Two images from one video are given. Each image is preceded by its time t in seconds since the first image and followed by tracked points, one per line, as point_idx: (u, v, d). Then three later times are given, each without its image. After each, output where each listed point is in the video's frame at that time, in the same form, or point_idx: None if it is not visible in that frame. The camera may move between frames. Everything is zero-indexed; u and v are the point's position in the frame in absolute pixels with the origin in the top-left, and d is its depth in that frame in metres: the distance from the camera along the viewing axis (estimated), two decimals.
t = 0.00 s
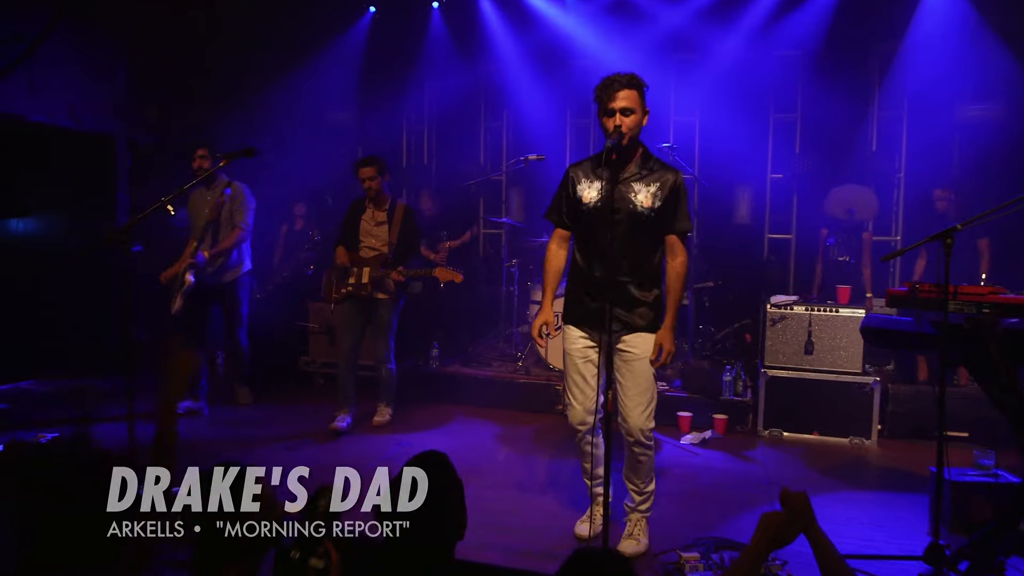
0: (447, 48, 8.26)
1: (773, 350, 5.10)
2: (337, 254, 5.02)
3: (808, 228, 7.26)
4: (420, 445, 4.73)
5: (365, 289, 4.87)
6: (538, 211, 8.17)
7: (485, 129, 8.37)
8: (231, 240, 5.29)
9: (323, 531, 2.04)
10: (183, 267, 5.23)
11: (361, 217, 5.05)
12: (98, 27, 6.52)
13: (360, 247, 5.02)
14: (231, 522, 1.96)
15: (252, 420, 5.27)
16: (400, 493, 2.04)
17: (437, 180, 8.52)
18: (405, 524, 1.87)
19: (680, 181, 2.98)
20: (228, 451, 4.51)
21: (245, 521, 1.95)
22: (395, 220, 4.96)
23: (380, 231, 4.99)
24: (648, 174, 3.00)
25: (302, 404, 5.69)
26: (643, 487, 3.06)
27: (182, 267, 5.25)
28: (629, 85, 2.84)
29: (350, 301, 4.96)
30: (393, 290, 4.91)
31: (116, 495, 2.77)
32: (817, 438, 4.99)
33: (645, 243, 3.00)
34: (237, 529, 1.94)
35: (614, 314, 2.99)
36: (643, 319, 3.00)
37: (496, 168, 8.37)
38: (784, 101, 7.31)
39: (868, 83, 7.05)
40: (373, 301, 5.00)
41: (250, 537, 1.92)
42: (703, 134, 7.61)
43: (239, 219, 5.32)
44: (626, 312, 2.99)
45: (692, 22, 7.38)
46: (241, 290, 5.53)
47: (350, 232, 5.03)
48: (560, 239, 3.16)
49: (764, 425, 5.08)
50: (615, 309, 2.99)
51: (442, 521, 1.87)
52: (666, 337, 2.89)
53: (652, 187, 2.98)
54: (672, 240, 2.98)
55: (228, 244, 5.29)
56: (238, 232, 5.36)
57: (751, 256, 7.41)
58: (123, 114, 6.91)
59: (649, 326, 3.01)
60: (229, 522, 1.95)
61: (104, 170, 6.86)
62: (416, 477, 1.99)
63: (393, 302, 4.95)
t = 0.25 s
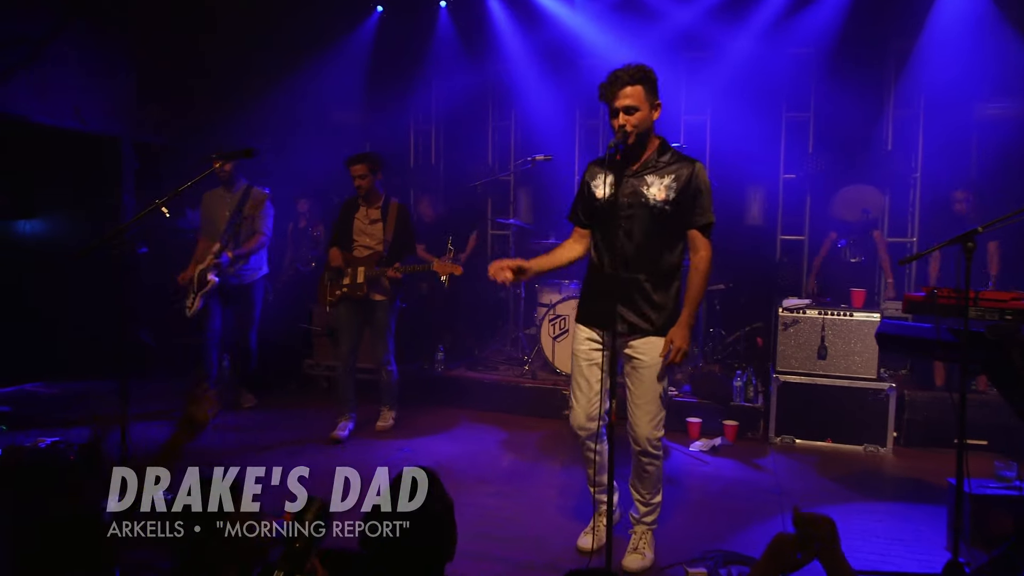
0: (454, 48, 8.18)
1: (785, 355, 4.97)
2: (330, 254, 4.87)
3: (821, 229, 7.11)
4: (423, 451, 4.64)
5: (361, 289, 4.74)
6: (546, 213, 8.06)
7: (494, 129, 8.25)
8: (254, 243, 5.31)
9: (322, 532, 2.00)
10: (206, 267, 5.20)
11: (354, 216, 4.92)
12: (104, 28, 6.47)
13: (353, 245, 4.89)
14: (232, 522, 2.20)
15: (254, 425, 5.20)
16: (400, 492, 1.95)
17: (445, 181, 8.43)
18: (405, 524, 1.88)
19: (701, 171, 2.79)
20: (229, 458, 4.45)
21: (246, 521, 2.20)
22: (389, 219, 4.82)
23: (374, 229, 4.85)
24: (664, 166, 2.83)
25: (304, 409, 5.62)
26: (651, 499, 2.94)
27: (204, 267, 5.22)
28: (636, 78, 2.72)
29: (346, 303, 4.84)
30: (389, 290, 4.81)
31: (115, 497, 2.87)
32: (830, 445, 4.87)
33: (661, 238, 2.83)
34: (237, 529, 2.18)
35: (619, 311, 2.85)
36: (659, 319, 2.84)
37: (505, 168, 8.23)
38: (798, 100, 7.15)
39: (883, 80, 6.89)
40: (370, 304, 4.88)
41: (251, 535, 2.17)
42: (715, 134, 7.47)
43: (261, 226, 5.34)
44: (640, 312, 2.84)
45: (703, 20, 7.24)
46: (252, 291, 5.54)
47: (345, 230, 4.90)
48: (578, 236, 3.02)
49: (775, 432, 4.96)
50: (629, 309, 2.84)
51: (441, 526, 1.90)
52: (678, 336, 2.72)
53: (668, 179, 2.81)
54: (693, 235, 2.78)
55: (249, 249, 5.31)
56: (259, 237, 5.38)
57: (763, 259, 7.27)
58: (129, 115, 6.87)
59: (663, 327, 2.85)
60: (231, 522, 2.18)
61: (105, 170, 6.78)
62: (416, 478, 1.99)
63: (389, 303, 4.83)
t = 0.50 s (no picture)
0: (461, 49, 8.13)
1: (796, 362, 4.85)
2: (322, 261, 4.74)
3: (833, 232, 7.01)
4: (425, 459, 4.56)
5: (353, 295, 4.58)
6: (554, 215, 7.94)
7: (502, 130, 8.23)
8: (266, 240, 5.32)
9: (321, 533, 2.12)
10: (221, 264, 5.17)
11: (345, 221, 4.78)
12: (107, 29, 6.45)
13: (345, 251, 4.75)
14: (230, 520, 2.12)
15: (254, 431, 5.14)
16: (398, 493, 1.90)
17: (453, 182, 8.39)
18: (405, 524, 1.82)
19: (715, 169, 2.65)
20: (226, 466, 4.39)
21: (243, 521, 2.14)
22: (381, 222, 4.68)
23: (366, 233, 4.70)
24: (676, 166, 2.72)
25: (304, 415, 5.56)
26: (660, 509, 2.84)
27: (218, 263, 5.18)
28: (641, 74, 2.61)
29: (341, 310, 4.70)
30: (382, 295, 4.65)
31: (115, 496, 2.45)
32: (843, 455, 4.74)
33: (674, 241, 2.71)
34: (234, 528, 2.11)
35: (624, 315, 2.77)
36: (672, 327, 2.72)
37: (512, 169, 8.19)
38: (810, 101, 7.02)
39: (897, 80, 6.76)
40: (365, 311, 4.74)
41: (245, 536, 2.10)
42: (725, 136, 7.35)
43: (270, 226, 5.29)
44: (652, 320, 2.73)
45: (712, 20, 7.13)
46: (254, 296, 5.53)
47: (335, 235, 4.77)
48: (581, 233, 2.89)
49: (786, 441, 4.84)
50: (641, 318, 2.75)
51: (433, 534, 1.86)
52: (695, 346, 2.62)
53: (681, 180, 2.70)
54: (707, 236, 2.61)
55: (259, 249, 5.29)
56: (269, 238, 5.33)
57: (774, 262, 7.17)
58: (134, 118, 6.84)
59: (677, 336, 2.72)
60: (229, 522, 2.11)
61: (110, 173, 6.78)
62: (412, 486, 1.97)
63: (383, 309, 4.70)
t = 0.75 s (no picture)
0: (467, 56, 8.09)
1: (807, 374, 4.73)
2: (311, 270, 4.65)
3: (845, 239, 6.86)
4: (426, 472, 4.47)
5: (344, 306, 4.47)
6: (560, 222, 7.92)
7: (509, 138, 8.15)
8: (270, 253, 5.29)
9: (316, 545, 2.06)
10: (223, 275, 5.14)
11: (334, 229, 4.67)
12: (112, 36, 6.48)
13: (335, 260, 4.64)
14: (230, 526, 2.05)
15: (254, 442, 5.09)
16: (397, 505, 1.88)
17: (459, 189, 8.33)
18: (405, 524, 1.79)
19: (725, 184, 2.56)
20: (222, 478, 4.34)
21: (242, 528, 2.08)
22: (371, 228, 4.54)
23: (356, 242, 4.59)
24: (685, 179, 2.62)
25: (303, 425, 5.51)
26: (664, 534, 2.74)
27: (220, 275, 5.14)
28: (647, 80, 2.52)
29: (332, 321, 4.57)
30: (374, 305, 4.52)
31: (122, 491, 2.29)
32: (855, 469, 4.60)
33: (681, 258, 2.62)
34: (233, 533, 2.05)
35: (630, 335, 2.66)
36: (679, 348, 2.62)
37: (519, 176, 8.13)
38: (821, 106, 6.90)
39: (911, 85, 6.62)
40: (356, 321, 4.61)
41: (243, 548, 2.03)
42: (734, 142, 7.23)
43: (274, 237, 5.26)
44: (659, 340, 2.63)
45: (721, 24, 7.04)
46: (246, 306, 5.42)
47: (325, 243, 4.66)
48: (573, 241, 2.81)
49: (797, 455, 4.71)
50: (648, 337, 2.65)
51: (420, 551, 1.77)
52: (701, 365, 2.51)
53: (689, 193, 2.59)
54: (715, 253, 2.52)
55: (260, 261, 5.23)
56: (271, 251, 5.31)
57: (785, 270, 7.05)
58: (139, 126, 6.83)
59: (685, 356, 2.63)
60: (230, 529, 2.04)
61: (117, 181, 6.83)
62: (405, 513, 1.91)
63: (375, 319, 4.55)
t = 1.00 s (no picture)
0: (473, 65, 8.05)
1: (819, 388, 4.59)
2: (306, 282, 4.71)
3: (858, 249, 6.73)
4: (426, 489, 4.38)
5: (340, 318, 4.53)
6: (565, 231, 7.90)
7: (515, 147, 8.09)
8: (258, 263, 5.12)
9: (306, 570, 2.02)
10: (211, 289, 5.03)
11: (329, 239, 4.75)
12: (119, 47, 6.47)
13: (330, 272, 4.73)
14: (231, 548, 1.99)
15: (254, 456, 5.02)
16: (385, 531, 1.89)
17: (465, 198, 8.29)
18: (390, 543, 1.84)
19: (725, 184, 2.49)
20: (220, 495, 4.27)
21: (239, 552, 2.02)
22: (366, 240, 4.64)
23: (351, 252, 4.67)
24: (684, 179, 2.54)
25: (305, 438, 5.43)
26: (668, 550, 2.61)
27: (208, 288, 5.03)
28: (648, 79, 2.45)
29: (327, 333, 4.66)
30: (369, 314, 4.52)
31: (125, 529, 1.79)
32: (869, 487, 4.46)
33: (681, 260, 2.52)
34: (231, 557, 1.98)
35: (628, 339, 2.57)
36: (678, 350, 2.52)
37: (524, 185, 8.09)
38: (831, 115, 6.79)
39: (923, 93, 6.52)
40: (348, 330, 4.63)
41: None
42: (743, 152, 7.12)
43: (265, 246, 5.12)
44: (658, 344, 2.53)
45: (729, 31, 6.95)
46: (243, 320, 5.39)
47: (319, 255, 4.75)
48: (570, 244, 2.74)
49: (808, 471, 4.57)
50: (647, 341, 2.55)
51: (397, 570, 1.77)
52: (704, 375, 2.44)
53: (689, 194, 2.51)
54: (716, 255, 2.45)
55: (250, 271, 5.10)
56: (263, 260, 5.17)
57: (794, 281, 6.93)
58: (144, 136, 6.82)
59: (685, 361, 2.53)
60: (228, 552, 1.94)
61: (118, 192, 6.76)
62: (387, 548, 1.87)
63: (366, 330, 4.57)
